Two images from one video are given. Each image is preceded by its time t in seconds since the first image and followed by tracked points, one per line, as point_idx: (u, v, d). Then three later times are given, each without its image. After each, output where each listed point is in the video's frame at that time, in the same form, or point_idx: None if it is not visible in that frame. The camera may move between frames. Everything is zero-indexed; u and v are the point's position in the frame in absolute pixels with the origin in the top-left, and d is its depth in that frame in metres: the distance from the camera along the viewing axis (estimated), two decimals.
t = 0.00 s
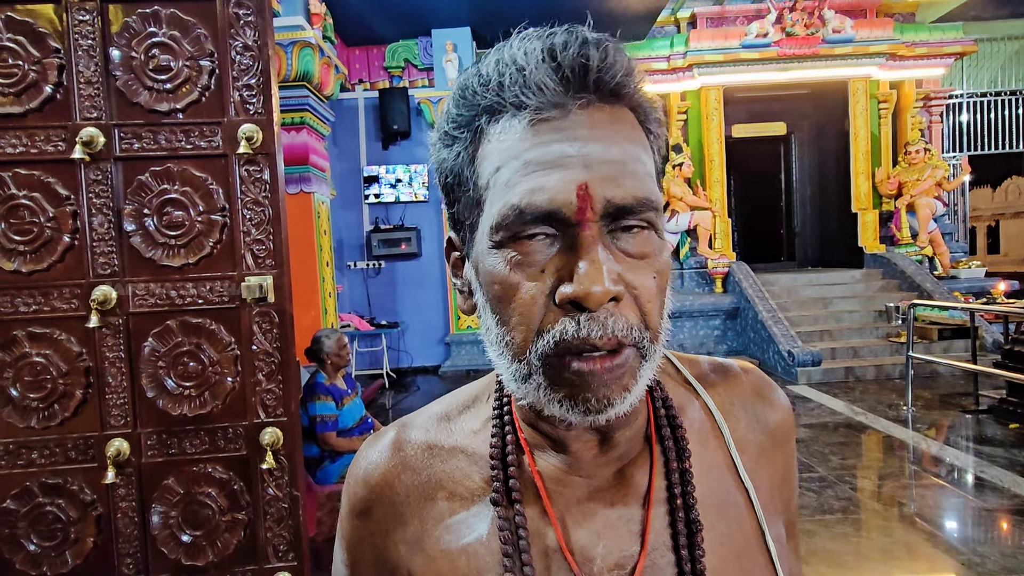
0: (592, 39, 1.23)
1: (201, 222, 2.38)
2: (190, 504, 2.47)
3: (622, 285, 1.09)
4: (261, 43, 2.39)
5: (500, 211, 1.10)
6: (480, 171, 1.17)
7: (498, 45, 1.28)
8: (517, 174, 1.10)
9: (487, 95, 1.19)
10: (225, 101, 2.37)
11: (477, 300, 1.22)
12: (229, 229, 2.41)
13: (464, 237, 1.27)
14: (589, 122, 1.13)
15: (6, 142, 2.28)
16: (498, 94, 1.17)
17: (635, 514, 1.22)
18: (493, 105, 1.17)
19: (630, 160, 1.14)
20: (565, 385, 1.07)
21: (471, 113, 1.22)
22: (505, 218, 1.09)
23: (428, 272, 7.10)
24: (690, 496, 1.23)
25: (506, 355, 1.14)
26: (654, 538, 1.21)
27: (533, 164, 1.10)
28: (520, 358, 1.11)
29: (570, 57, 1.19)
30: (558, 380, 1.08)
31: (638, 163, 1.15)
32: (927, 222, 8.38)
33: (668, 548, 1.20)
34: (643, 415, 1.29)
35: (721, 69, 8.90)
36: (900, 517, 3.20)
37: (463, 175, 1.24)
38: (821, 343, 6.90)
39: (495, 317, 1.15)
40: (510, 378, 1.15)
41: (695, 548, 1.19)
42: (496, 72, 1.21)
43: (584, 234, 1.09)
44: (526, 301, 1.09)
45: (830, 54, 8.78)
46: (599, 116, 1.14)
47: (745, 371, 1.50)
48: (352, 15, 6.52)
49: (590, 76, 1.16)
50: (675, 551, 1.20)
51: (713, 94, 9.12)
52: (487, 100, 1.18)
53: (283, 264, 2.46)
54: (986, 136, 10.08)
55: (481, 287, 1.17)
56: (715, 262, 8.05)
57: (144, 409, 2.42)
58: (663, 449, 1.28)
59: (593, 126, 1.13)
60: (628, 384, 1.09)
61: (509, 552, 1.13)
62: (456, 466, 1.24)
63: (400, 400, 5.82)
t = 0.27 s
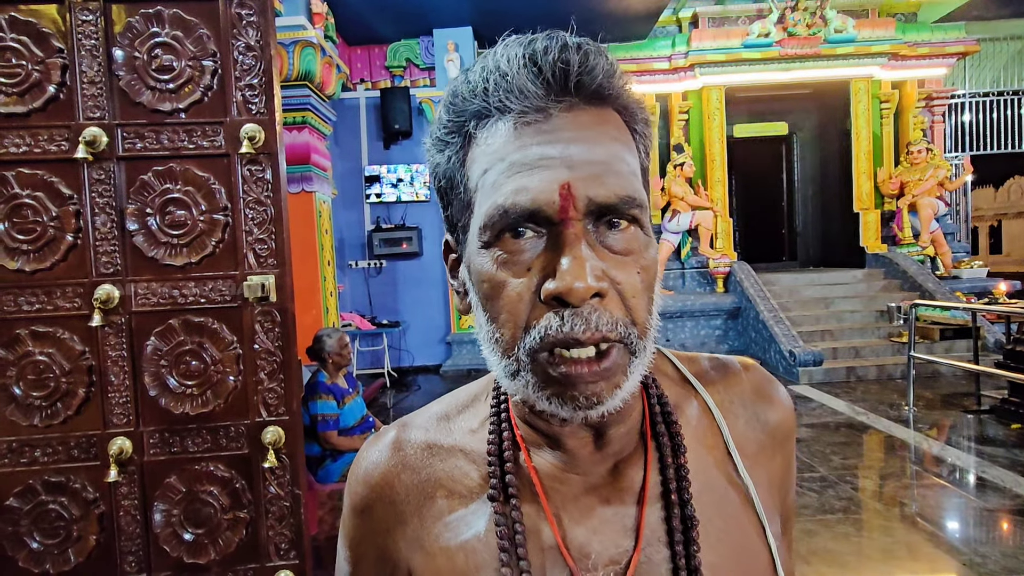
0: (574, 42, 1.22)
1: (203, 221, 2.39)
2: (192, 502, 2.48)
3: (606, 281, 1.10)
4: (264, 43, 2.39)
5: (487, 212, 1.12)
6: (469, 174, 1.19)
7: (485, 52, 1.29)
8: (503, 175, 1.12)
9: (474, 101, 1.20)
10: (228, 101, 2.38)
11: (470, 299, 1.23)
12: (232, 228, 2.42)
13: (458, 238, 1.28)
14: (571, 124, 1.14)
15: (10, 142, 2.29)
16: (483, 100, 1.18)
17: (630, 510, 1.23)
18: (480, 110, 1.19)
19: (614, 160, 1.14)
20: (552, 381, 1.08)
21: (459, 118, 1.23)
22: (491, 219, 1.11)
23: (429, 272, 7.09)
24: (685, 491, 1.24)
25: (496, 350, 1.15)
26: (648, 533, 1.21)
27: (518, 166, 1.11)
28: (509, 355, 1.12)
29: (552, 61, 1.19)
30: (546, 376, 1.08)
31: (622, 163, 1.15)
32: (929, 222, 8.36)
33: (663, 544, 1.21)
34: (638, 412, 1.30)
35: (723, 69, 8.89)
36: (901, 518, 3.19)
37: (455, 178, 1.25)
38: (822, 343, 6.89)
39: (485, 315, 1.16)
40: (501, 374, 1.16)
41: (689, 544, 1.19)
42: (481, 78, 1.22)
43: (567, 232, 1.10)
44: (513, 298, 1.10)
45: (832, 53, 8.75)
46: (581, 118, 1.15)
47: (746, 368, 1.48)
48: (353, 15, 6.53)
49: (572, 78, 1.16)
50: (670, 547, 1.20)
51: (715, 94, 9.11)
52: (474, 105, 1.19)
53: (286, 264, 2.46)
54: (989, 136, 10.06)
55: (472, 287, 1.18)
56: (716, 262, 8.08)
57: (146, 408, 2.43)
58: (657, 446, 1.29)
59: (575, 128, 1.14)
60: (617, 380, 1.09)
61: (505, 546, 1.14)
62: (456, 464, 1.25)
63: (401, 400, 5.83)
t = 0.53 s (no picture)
0: (565, 47, 1.23)
1: (205, 221, 2.39)
2: (194, 501, 2.48)
3: (600, 278, 1.09)
4: (266, 42, 2.39)
5: (483, 213, 1.12)
6: (465, 176, 1.19)
7: (479, 58, 1.29)
8: (498, 176, 1.12)
9: (468, 105, 1.20)
10: (230, 101, 2.38)
11: (468, 299, 1.23)
12: (234, 227, 2.42)
13: (456, 240, 1.28)
14: (564, 126, 1.14)
15: (13, 141, 2.29)
16: (477, 104, 1.18)
17: (626, 507, 1.23)
18: (474, 114, 1.19)
19: (605, 160, 1.14)
20: (548, 378, 1.08)
21: (454, 122, 1.23)
22: (487, 219, 1.11)
23: (430, 272, 7.09)
24: (680, 488, 1.24)
25: (494, 349, 1.15)
26: (644, 529, 1.22)
27: (512, 167, 1.11)
28: (506, 353, 1.12)
29: (543, 64, 1.19)
30: (543, 374, 1.08)
31: (614, 163, 1.15)
32: (931, 222, 8.35)
33: (657, 539, 1.21)
34: (633, 408, 1.30)
35: (724, 69, 8.88)
36: (903, 518, 3.19)
37: (451, 182, 1.25)
38: (824, 343, 6.89)
39: (484, 315, 1.16)
40: (500, 373, 1.16)
41: (683, 540, 1.19)
42: (475, 83, 1.23)
43: (561, 231, 1.10)
44: (509, 296, 1.10)
45: (834, 53, 8.74)
46: (573, 120, 1.15)
47: (743, 365, 1.47)
48: (355, 14, 6.54)
49: (564, 81, 1.17)
50: (665, 542, 1.20)
51: (716, 94, 9.10)
52: (469, 109, 1.20)
53: (288, 263, 2.46)
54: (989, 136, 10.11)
55: (470, 287, 1.18)
56: (718, 261, 8.09)
57: (148, 407, 2.44)
58: (652, 444, 1.29)
59: (567, 130, 1.14)
60: (613, 376, 1.10)
61: (502, 541, 1.14)
62: (455, 462, 1.25)
63: (403, 399, 5.83)
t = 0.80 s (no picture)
0: (567, 48, 1.23)
1: (207, 220, 2.40)
2: (195, 500, 2.49)
3: (601, 279, 1.10)
4: (267, 42, 2.39)
5: (485, 213, 1.12)
6: (467, 177, 1.19)
7: (481, 59, 1.30)
8: (500, 177, 1.12)
9: (470, 106, 1.20)
10: (231, 101, 2.39)
11: (470, 300, 1.24)
12: (235, 227, 2.43)
13: (458, 240, 1.28)
14: (565, 126, 1.14)
15: (15, 141, 2.30)
16: (479, 104, 1.19)
17: (625, 506, 1.24)
18: (476, 114, 1.19)
19: (607, 160, 1.14)
20: (549, 379, 1.08)
21: (456, 122, 1.23)
22: (489, 220, 1.11)
23: (431, 271, 7.09)
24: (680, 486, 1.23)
25: (496, 349, 1.16)
26: (643, 528, 1.22)
27: (514, 167, 1.12)
28: (507, 353, 1.12)
29: (545, 65, 1.19)
30: (544, 375, 1.08)
31: (615, 163, 1.15)
32: (932, 222, 8.33)
33: (655, 537, 1.21)
34: (632, 405, 1.30)
35: (725, 69, 8.87)
36: (903, 518, 3.19)
37: (453, 182, 1.25)
38: (824, 344, 6.89)
39: (485, 315, 1.17)
40: (501, 373, 1.16)
41: (682, 537, 1.19)
42: (478, 84, 1.23)
43: (562, 232, 1.10)
44: (511, 297, 1.11)
45: (835, 54, 8.74)
46: (575, 121, 1.15)
47: (749, 359, 1.45)
48: (356, 14, 6.54)
49: (565, 82, 1.17)
50: (662, 539, 1.20)
51: (717, 94, 9.07)
52: (471, 110, 1.20)
53: (289, 262, 2.47)
54: (989, 136, 10.14)
55: (472, 286, 1.18)
56: (719, 261, 8.10)
57: (149, 406, 2.44)
58: (652, 441, 1.28)
59: (569, 130, 1.14)
60: (614, 377, 1.10)
61: (503, 539, 1.15)
62: (455, 460, 1.25)
63: (404, 399, 5.84)
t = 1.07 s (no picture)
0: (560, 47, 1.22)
1: (207, 220, 2.40)
2: (195, 499, 2.49)
3: (595, 278, 1.10)
4: (268, 42, 2.39)
5: (480, 213, 1.12)
6: (462, 177, 1.19)
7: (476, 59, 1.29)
8: (494, 177, 1.13)
9: (465, 106, 1.20)
10: (232, 100, 2.39)
11: (467, 300, 1.24)
12: (236, 226, 2.43)
13: (455, 240, 1.28)
14: (560, 126, 1.14)
15: (16, 140, 2.30)
16: (474, 105, 1.19)
17: (621, 504, 1.23)
18: (471, 115, 1.19)
19: (600, 159, 1.14)
20: (544, 379, 1.08)
21: (452, 123, 1.23)
22: (484, 220, 1.12)
23: (431, 271, 7.10)
24: (676, 484, 1.24)
25: (492, 348, 1.16)
26: (638, 526, 1.22)
27: (508, 167, 1.12)
28: (503, 352, 1.13)
29: (538, 65, 1.19)
30: (539, 374, 1.09)
31: (608, 163, 1.15)
32: (933, 222, 8.31)
33: (651, 534, 1.21)
34: (629, 405, 1.30)
35: (726, 69, 8.85)
36: (903, 519, 3.19)
37: (450, 182, 1.25)
38: (825, 344, 6.89)
39: (482, 314, 1.17)
40: (498, 372, 1.17)
41: (677, 535, 1.19)
42: (472, 85, 1.23)
43: (556, 231, 1.10)
44: (506, 297, 1.11)
45: (836, 53, 8.73)
46: (568, 121, 1.15)
47: (751, 365, 1.45)
48: (357, 13, 6.54)
49: (559, 82, 1.16)
50: (658, 536, 1.21)
51: (718, 94, 9.03)
52: (466, 111, 1.20)
53: (289, 262, 2.47)
54: (990, 136, 10.10)
55: (468, 286, 1.19)
56: (720, 262, 8.10)
57: (150, 405, 2.44)
58: (649, 440, 1.28)
59: (562, 130, 1.14)
60: (610, 376, 1.10)
61: (499, 535, 1.15)
62: (452, 458, 1.26)
63: (404, 399, 5.85)
